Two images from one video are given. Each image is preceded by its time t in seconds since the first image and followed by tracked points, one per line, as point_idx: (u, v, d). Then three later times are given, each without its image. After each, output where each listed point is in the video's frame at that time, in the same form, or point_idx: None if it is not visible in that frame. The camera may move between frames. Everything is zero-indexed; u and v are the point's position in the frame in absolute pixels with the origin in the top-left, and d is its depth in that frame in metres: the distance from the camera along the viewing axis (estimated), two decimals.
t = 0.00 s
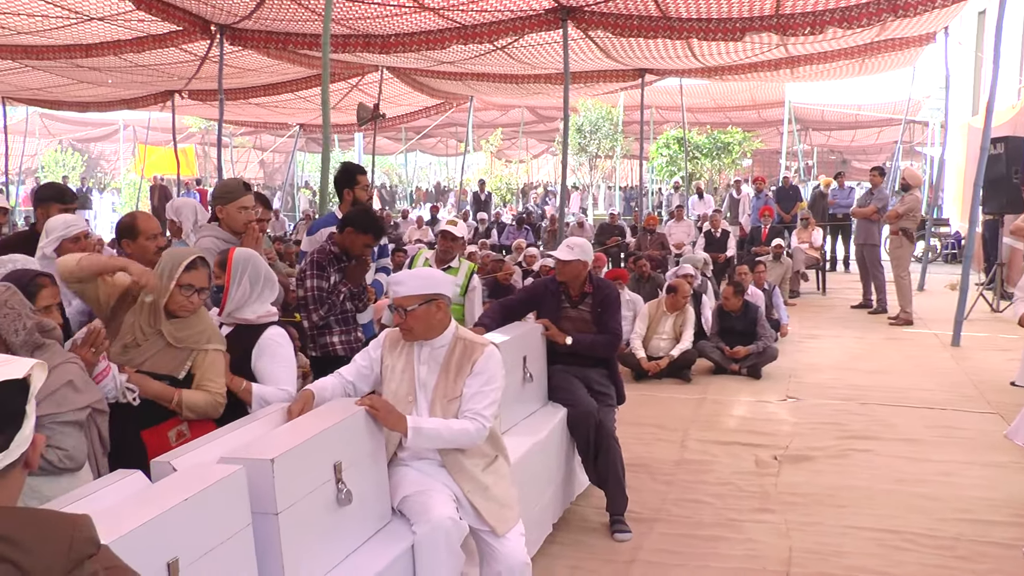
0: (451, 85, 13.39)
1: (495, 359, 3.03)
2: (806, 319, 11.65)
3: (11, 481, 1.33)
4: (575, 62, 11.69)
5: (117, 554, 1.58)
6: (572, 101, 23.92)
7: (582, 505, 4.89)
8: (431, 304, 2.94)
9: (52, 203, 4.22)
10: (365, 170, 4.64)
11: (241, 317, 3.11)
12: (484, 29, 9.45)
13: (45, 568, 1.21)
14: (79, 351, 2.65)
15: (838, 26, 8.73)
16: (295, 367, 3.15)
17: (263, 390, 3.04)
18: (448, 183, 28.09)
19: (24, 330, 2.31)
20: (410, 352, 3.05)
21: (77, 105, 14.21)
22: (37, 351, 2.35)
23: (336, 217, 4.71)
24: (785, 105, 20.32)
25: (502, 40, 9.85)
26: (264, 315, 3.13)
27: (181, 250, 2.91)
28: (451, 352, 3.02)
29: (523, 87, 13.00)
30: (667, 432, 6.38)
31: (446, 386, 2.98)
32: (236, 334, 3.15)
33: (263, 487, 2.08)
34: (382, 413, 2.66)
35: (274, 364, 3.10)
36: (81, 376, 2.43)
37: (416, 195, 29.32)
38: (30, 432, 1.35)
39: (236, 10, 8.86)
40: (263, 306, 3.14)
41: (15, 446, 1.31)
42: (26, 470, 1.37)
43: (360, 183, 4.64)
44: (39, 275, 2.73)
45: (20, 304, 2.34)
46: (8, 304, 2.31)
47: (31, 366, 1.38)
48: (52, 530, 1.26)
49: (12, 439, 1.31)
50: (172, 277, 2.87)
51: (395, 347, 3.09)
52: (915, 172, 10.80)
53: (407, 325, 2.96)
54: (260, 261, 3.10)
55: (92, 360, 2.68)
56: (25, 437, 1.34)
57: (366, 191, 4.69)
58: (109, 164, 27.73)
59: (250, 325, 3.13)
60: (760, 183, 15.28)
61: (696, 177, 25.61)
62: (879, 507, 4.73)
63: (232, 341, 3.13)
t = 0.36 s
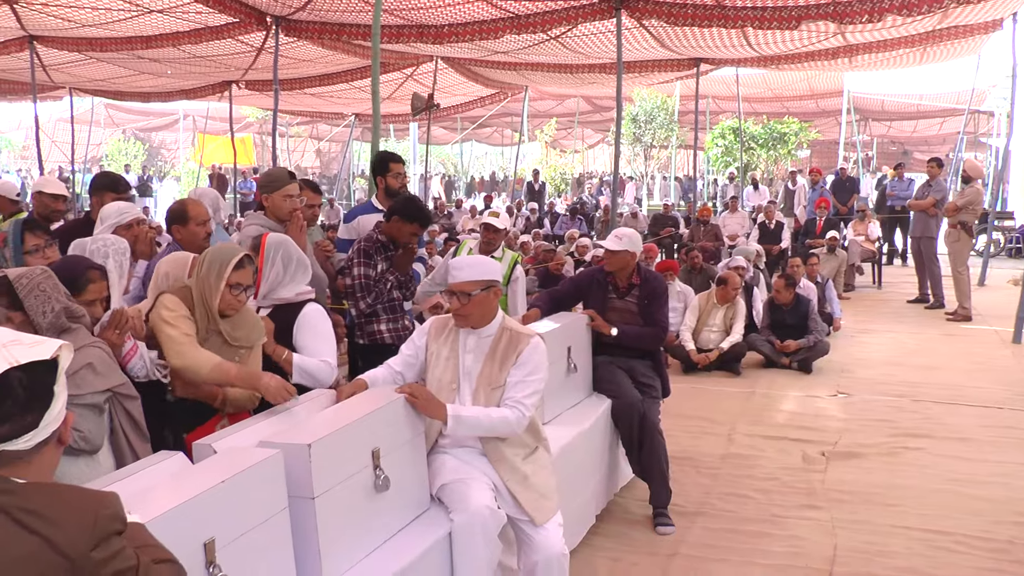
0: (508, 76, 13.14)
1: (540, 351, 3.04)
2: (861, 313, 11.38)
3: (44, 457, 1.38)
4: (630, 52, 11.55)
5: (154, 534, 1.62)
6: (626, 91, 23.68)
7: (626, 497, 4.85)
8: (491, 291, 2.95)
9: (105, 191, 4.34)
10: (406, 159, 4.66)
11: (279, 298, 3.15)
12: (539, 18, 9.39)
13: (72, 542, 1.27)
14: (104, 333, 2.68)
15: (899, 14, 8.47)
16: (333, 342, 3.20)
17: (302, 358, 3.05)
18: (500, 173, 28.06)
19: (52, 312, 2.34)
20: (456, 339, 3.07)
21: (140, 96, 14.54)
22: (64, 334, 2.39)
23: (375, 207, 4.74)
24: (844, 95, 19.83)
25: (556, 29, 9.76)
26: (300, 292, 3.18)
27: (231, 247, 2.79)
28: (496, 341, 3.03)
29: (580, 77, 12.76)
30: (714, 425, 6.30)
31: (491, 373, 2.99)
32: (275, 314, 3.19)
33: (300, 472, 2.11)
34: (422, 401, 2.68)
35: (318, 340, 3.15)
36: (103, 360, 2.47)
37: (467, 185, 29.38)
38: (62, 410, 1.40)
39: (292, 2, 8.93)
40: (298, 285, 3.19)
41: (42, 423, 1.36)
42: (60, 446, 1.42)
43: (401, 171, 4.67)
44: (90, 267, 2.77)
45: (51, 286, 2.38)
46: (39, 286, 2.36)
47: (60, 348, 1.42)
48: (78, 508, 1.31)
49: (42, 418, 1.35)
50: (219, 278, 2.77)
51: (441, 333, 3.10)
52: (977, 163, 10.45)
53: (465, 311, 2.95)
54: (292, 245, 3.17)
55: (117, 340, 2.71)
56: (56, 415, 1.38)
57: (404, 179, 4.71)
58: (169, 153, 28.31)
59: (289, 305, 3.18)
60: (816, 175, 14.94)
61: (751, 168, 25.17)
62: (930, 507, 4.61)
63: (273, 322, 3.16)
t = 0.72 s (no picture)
0: (558, 69, 13.02)
1: (581, 343, 3.02)
2: (912, 308, 11.11)
3: (74, 440, 1.42)
4: (679, 42, 11.38)
5: (187, 517, 1.68)
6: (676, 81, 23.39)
7: (666, 491, 4.81)
8: (528, 284, 2.94)
9: (152, 181, 4.43)
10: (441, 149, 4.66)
11: (309, 282, 3.32)
12: (587, 9, 9.30)
13: (102, 524, 1.32)
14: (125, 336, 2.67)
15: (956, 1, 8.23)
16: (351, 320, 3.30)
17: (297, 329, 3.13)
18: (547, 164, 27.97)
19: (53, 293, 2.51)
20: (496, 330, 3.08)
21: (194, 88, 14.75)
22: (65, 312, 2.51)
23: (407, 198, 4.75)
24: (899, 84, 19.32)
25: (606, 19, 9.63)
26: (329, 274, 3.34)
27: (242, 241, 2.81)
28: (537, 332, 3.03)
29: (630, 69, 12.59)
30: (757, 420, 6.22)
31: (530, 364, 2.99)
32: (303, 298, 3.34)
33: (333, 460, 2.14)
34: (458, 391, 2.69)
35: (328, 316, 3.23)
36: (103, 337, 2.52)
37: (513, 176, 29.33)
38: (92, 394, 1.43)
39: None
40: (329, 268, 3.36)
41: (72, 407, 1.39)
42: (91, 429, 1.46)
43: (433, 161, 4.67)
44: (133, 276, 2.77)
45: (52, 270, 2.60)
46: (41, 269, 2.58)
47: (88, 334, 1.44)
48: (108, 492, 1.35)
49: (72, 403, 1.39)
50: (238, 273, 2.78)
51: (482, 324, 3.12)
52: None
53: (502, 303, 2.96)
54: (323, 232, 3.33)
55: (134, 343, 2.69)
56: (86, 400, 1.41)
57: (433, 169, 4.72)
58: (222, 145, 28.77)
59: (316, 288, 3.34)
60: (867, 166, 14.59)
61: (802, 159, 24.70)
62: (976, 507, 4.50)
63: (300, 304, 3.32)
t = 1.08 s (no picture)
0: (601, 62, 12.94)
1: (611, 336, 3.01)
2: (960, 303, 10.86)
3: (107, 428, 1.44)
4: (723, 33, 11.23)
5: (220, 505, 1.72)
6: (720, 73, 23.11)
7: (703, 485, 4.77)
8: (555, 277, 2.95)
9: (194, 174, 4.50)
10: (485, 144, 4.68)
11: (338, 273, 3.35)
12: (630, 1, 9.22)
13: (133, 510, 1.37)
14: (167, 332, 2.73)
15: None
16: (377, 310, 3.32)
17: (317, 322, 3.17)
18: (587, 156, 27.86)
19: (77, 289, 2.58)
20: (526, 325, 3.08)
21: (241, 82, 14.92)
22: (93, 307, 2.59)
23: (450, 191, 4.77)
24: (950, 75, 18.84)
25: (649, 11, 9.54)
26: (356, 264, 3.37)
27: (258, 217, 2.85)
28: (565, 326, 3.03)
29: (673, 61, 12.46)
30: (796, 415, 6.14)
31: (560, 358, 2.99)
32: (332, 290, 3.38)
33: (367, 451, 2.16)
34: (491, 384, 2.70)
35: (353, 307, 3.25)
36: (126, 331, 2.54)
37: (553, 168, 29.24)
38: (122, 384, 1.46)
39: None
40: (356, 259, 3.38)
41: (103, 393, 1.42)
42: (123, 417, 1.49)
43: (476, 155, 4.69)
44: (166, 261, 2.79)
45: (77, 266, 2.62)
46: (67, 265, 2.61)
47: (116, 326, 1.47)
48: (139, 480, 1.40)
49: (99, 394, 1.41)
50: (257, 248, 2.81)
51: (511, 319, 3.12)
52: None
53: (530, 298, 2.97)
54: (351, 225, 3.37)
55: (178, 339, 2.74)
56: (115, 389, 1.44)
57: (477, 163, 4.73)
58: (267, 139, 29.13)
59: (342, 280, 3.37)
60: (913, 159, 14.28)
61: (848, 151, 24.26)
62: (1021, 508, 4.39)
63: (329, 296, 3.36)
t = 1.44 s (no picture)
0: (639, 53, 12.81)
1: (650, 329, 3.01)
2: (1006, 296, 10.62)
3: (151, 426, 1.45)
4: (763, 23, 11.06)
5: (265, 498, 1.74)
6: (759, 63, 22.81)
7: (742, 481, 4.73)
8: (603, 268, 2.96)
9: (235, 169, 4.55)
10: (528, 139, 4.69)
11: (378, 268, 3.38)
12: None
13: (175, 503, 1.39)
14: (217, 323, 2.75)
15: None
16: (419, 308, 3.33)
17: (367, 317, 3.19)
18: (624, 148, 27.68)
19: (118, 293, 2.60)
20: (565, 320, 3.08)
21: (279, 76, 15.02)
22: (135, 310, 2.62)
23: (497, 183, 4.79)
24: (997, 62, 18.37)
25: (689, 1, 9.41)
26: (395, 259, 3.40)
27: (313, 227, 2.80)
28: (605, 319, 3.04)
29: (712, 51, 12.30)
30: (837, 410, 6.06)
31: (601, 351, 2.99)
32: (371, 285, 3.41)
33: (410, 445, 2.18)
34: (533, 378, 2.71)
35: (399, 305, 3.28)
36: (172, 334, 2.62)
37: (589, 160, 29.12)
38: (159, 387, 1.44)
39: None
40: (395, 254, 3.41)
41: (136, 401, 1.41)
42: (168, 415, 1.48)
43: (520, 150, 4.70)
44: (198, 244, 2.82)
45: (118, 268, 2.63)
46: (107, 268, 2.61)
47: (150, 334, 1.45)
48: (181, 474, 1.41)
49: (135, 399, 1.40)
50: (305, 254, 2.80)
51: (549, 315, 3.13)
52: None
53: (574, 290, 2.97)
54: (388, 219, 3.39)
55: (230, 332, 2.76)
56: (152, 394, 1.43)
57: (520, 158, 4.73)
58: (306, 132, 29.36)
59: (383, 274, 3.40)
60: (957, 149, 13.99)
61: (890, 141, 23.85)
62: None
63: (368, 291, 3.39)
